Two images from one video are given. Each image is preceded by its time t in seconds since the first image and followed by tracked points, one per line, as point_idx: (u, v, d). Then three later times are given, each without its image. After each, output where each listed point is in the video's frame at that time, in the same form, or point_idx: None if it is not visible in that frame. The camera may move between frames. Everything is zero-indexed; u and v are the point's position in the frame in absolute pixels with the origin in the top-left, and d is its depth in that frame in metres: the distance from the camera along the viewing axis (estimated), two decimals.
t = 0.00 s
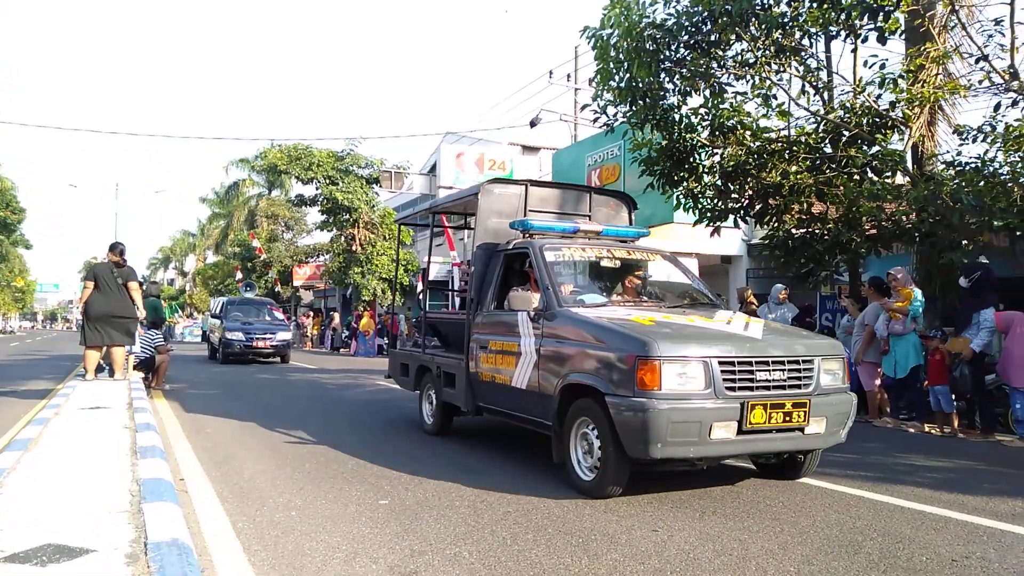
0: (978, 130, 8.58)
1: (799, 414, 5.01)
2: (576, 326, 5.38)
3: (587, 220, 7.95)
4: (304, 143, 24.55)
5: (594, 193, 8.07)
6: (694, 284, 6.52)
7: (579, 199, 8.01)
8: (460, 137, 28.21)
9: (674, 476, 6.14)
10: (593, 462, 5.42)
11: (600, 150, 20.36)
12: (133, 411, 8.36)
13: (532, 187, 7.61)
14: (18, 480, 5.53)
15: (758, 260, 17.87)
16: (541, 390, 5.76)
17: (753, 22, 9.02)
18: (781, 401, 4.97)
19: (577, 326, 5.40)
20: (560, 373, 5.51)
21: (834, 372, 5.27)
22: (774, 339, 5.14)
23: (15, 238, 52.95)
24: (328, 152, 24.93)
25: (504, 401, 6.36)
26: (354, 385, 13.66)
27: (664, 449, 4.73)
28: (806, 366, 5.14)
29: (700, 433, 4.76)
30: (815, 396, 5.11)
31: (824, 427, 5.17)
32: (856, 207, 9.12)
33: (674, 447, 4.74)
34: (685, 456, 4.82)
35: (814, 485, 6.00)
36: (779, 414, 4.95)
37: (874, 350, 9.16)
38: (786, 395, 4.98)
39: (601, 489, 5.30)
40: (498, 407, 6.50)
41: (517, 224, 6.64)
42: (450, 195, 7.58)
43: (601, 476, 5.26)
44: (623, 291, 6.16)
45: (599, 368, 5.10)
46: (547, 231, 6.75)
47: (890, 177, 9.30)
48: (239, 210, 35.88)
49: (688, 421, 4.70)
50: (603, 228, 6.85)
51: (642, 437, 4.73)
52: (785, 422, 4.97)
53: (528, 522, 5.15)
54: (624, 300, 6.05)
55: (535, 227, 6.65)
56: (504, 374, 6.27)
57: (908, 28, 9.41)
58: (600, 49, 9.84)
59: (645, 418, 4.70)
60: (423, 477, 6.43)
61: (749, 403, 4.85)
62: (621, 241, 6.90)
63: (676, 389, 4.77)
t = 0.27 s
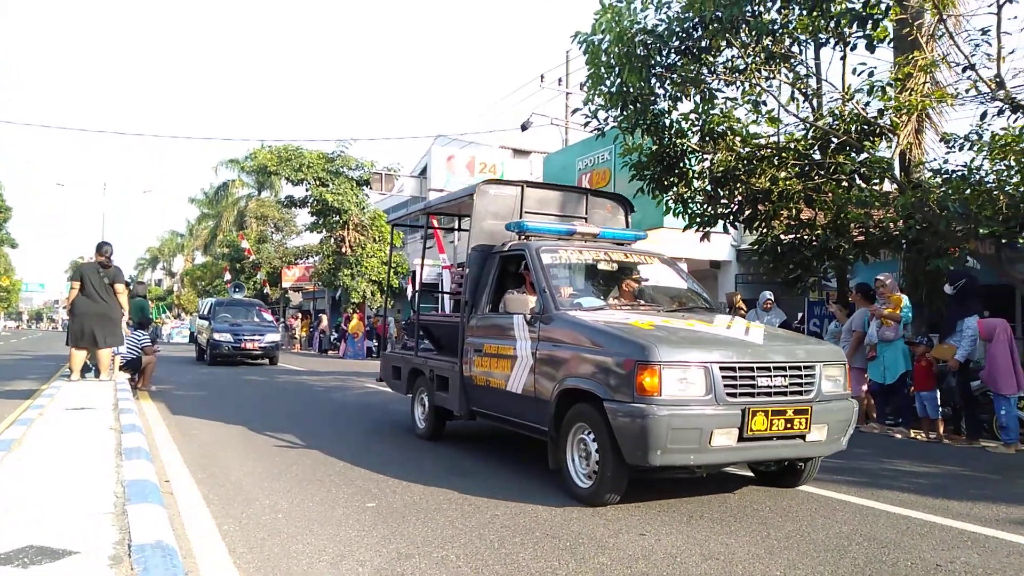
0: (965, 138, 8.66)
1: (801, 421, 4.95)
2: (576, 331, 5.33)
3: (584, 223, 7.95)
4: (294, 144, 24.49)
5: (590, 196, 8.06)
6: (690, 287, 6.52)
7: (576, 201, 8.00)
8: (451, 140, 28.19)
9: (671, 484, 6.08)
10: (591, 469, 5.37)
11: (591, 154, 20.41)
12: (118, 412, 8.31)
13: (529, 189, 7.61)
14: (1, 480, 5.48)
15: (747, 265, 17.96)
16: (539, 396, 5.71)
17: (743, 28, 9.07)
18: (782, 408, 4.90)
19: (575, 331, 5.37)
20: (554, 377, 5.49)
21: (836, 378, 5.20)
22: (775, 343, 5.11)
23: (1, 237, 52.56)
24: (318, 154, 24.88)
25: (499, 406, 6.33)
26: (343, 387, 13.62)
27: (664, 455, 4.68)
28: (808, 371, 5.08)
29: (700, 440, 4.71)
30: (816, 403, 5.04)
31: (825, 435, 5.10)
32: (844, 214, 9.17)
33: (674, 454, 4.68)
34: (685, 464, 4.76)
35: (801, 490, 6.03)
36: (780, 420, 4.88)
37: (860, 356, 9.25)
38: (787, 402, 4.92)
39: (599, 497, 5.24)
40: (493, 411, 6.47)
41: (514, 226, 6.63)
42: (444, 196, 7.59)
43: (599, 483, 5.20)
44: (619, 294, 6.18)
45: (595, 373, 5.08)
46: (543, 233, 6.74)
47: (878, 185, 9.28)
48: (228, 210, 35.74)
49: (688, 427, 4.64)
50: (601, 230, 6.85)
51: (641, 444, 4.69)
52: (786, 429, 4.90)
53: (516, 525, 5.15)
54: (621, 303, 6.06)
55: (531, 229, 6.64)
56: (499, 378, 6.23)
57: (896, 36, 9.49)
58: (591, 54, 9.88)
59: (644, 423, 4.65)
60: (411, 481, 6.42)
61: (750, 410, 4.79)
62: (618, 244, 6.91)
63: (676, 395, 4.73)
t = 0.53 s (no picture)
0: (950, 142, 8.73)
1: (804, 425, 4.94)
2: (576, 334, 5.29)
3: (579, 225, 7.90)
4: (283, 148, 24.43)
5: (586, 198, 8.00)
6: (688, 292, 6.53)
7: (571, 203, 7.94)
8: (441, 143, 28.18)
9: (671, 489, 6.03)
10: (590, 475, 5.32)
11: (580, 158, 20.46)
12: (105, 417, 8.26)
13: (525, 190, 7.57)
14: None
15: (736, 268, 18.05)
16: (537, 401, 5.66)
17: (732, 33, 9.12)
18: (785, 412, 4.88)
19: (575, 334, 5.32)
20: (552, 382, 5.45)
21: (838, 382, 5.19)
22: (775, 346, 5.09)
23: None
24: (308, 157, 24.84)
25: (495, 410, 6.31)
26: (332, 391, 13.59)
27: (665, 461, 4.65)
28: (810, 376, 5.07)
29: (703, 445, 4.67)
30: (819, 407, 5.04)
31: (828, 439, 5.10)
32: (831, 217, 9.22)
33: (676, 459, 4.65)
34: (687, 470, 4.73)
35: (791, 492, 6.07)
36: (783, 425, 4.87)
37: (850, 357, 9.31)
38: (790, 406, 4.90)
39: (600, 503, 5.18)
40: (489, 416, 6.45)
41: (509, 228, 6.59)
42: (438, 198, 7.58)
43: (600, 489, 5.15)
44: (615, 296, 6.18)
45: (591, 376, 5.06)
46: (539, 235, 6.72)
47: (865, 188, 9.35)
48: (216, 214, 35.60)
49: (690, 432, 4.61)
50: (596, 233, 6.86)
51: (642, 450, 4.65)
52: (790, 434, 4.90)
53: (506, 529, 5.16)
54: (618, 305, 6.05)
55: (527, 231, 6.60)
56: (495, 382, 6.21)
57: (883, 41, 9.57)
58: (581, 58, 9.91)
59: (645, 428, 4.61)
60: (402, 485, 6.41)
61: (752, 414, 4.77)
62: (613, 246, 6.92)
63: (678, 399, 4.68)
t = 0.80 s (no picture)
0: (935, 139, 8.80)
1: (804, 422, 4.93)
2: (573, 331, 5.25)
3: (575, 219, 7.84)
4: (269, 143, 24.30)
5: (581, 191, 7.96)
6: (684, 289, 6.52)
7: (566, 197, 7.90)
8: (429, 139, 28.09)
9: (667, 488, 6.00)
10: (587, 473, 5.28)
11: (568, 154, 20.48)
12: (90, 413, 8.19)
13: (518, 184, 7.54)
14: None
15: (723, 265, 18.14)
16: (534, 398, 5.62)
17: (719, 30, 9.14)
18: (784, 409, 4.87)
19: (572, 330, 5.28)
20: (547, 379, 5.43)
21: (837, 378, 5.18)
22: (774, 343, 5.07)
23: None
24: (294, 152, 24.72)
25: (489, 407, 6.28)
26: (320, 388, 13.55)
27: (664, 459, 4.62)
28: (809, 372, 5.06)
29: (703, 443, 4.65)
30: (819, 404, 5.03)
31: (827, 436, 5.09)
32: (817, 214, 9.27)
33: (675, 457, 4.62)
34: (686, 468, 4.71)
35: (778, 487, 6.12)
36: (783, 422, 4.86)
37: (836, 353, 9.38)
38: (790, 403, 4.89)
39: (596, 501, 5.13)
40: (483, 413, 6.42)
41: (503, 222, 6.52)
42: (430, 192, 7.52)
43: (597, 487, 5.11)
44: (610, 292, 6.15)
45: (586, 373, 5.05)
46: (535, 230, 6.65)
47: (851, 185, 9.44)
48: (202, 209, 35.37)
49: (690, 430, 4.59)
50: (591, 228, 6.86)
51: (642, 447, 4.61)
52: (790, 431, 4.89)
53: (494, 525, 5.17)
54: (613, 301, 6.02)
55: (522, 226, 6.53)
56: (488, 378, 6.19)
57: (869, 39, 9.63)
58: (569, 55, 9.91)
59: (644, 426, 4.58)
60: (390, 481, 6.40)
61: (752, 411, 4.75)
62: (609, 241, 6.92)
63: (677, 396, 4.65)
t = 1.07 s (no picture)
0: (926, 138, 8.84)
1: (811, 421, 4.86)
2: (575, 329, 5.18)
3: (574, 216, 7.79)
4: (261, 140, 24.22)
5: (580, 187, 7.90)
6: (684, 285, 6.45)
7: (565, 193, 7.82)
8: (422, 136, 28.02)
9: (670, 487, 5.94)
10: (590, 474, 5.21)
11: (561, 152, 20.50)
12: (80, 412, 8.15)
13: (516, 179, 7.45)
14: None
15: (715, 262, 18.21)
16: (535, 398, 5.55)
17: (712, 28, 9.14)
18: (791, 408, 4.79)
19: (574, 327, 5.21)
20: (548, 378, 5.36)
21: (843, 376, 5.11)
22: (779, 341, 5.01)
23: None
24: (286, 149, 24.66)
25: (488, 406, 6.23)
26: (312, 385, 13.53)
27: (669, 459, 4.54)
28: (815, 370, 4.98)
29: (708, 442, 4.57)
30: (826, 402, 4.96)
31: (835, 434, 5.01)
32: (809, 211, 9.32)
33: (681, 457, 4.54)
34: (691, 468, 4.63)
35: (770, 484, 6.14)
36: (790, 421, 4.78)
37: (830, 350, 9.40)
38: (796, 401, 4.81)
39: (599, 503, 5.06)
40: (482, 411, 6.36)
41: (502, 219, 6.47)
42: (427, 187, 7.44)
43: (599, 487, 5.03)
44: (611, 289, 6.09)
45: (586, 371, 5.00)
46: (533, 226, 6.60)
47: (844, 183, 9.39)
48: (194, 207, 35.23)
49: (696, 429, 4.51)
50: (591, 224, 6.76)
51: (647, 447, 4.53)
52: (796, 430, 4.82)
53: (487, 522, 5.17)
54: (613, 297, 5.96)
55: (520, 222, 6.49)
56: (487, 376, 6.14)
57: (861, 38, 9.66)
58: (562, 52, 9.91)
59: (649, 426, 4.49)
60: (384, 480, 6.38)
61: (759, 410, 4.67)
62: (609, 237, 6.83)
63: (682, 394, 4.58)
